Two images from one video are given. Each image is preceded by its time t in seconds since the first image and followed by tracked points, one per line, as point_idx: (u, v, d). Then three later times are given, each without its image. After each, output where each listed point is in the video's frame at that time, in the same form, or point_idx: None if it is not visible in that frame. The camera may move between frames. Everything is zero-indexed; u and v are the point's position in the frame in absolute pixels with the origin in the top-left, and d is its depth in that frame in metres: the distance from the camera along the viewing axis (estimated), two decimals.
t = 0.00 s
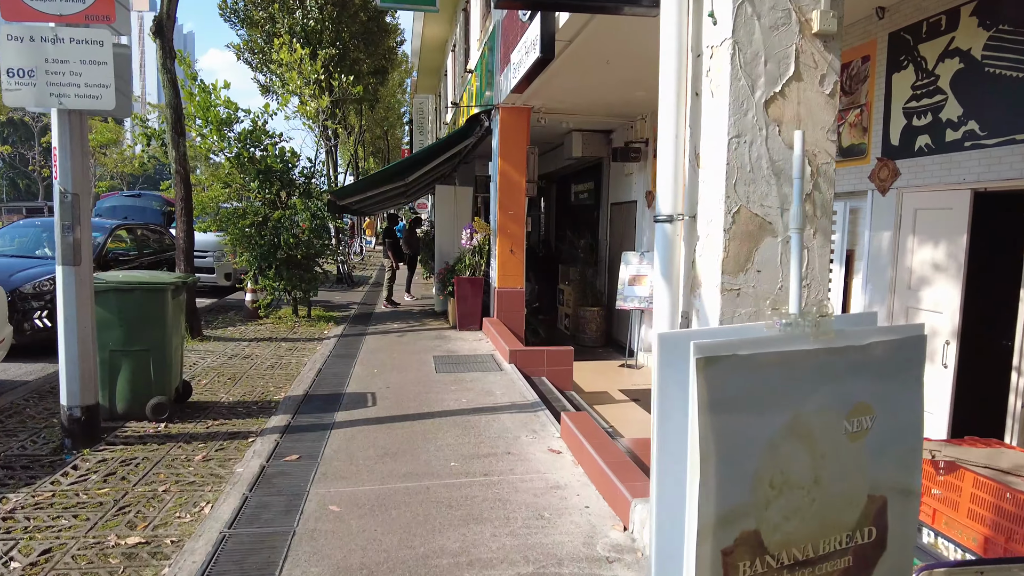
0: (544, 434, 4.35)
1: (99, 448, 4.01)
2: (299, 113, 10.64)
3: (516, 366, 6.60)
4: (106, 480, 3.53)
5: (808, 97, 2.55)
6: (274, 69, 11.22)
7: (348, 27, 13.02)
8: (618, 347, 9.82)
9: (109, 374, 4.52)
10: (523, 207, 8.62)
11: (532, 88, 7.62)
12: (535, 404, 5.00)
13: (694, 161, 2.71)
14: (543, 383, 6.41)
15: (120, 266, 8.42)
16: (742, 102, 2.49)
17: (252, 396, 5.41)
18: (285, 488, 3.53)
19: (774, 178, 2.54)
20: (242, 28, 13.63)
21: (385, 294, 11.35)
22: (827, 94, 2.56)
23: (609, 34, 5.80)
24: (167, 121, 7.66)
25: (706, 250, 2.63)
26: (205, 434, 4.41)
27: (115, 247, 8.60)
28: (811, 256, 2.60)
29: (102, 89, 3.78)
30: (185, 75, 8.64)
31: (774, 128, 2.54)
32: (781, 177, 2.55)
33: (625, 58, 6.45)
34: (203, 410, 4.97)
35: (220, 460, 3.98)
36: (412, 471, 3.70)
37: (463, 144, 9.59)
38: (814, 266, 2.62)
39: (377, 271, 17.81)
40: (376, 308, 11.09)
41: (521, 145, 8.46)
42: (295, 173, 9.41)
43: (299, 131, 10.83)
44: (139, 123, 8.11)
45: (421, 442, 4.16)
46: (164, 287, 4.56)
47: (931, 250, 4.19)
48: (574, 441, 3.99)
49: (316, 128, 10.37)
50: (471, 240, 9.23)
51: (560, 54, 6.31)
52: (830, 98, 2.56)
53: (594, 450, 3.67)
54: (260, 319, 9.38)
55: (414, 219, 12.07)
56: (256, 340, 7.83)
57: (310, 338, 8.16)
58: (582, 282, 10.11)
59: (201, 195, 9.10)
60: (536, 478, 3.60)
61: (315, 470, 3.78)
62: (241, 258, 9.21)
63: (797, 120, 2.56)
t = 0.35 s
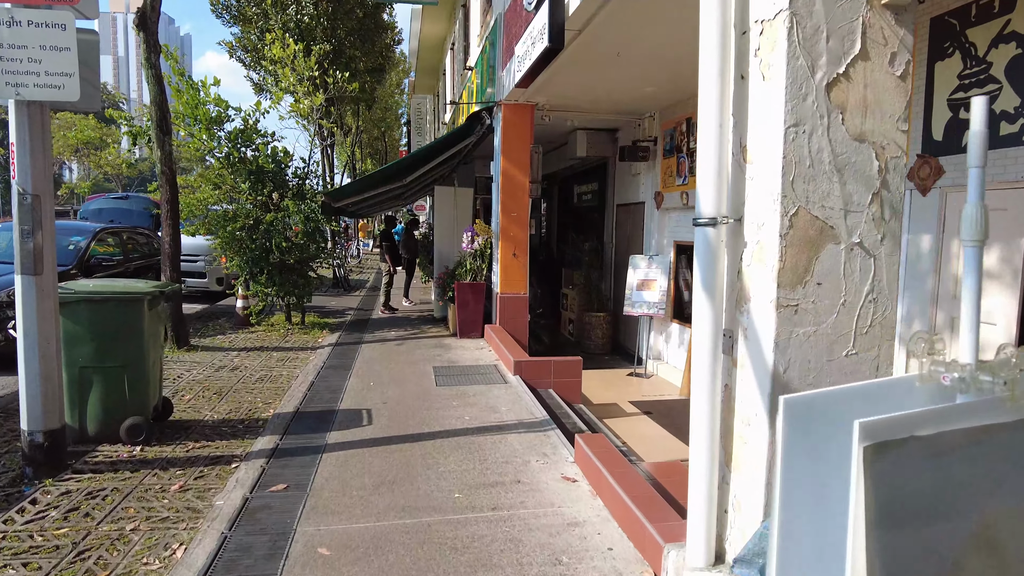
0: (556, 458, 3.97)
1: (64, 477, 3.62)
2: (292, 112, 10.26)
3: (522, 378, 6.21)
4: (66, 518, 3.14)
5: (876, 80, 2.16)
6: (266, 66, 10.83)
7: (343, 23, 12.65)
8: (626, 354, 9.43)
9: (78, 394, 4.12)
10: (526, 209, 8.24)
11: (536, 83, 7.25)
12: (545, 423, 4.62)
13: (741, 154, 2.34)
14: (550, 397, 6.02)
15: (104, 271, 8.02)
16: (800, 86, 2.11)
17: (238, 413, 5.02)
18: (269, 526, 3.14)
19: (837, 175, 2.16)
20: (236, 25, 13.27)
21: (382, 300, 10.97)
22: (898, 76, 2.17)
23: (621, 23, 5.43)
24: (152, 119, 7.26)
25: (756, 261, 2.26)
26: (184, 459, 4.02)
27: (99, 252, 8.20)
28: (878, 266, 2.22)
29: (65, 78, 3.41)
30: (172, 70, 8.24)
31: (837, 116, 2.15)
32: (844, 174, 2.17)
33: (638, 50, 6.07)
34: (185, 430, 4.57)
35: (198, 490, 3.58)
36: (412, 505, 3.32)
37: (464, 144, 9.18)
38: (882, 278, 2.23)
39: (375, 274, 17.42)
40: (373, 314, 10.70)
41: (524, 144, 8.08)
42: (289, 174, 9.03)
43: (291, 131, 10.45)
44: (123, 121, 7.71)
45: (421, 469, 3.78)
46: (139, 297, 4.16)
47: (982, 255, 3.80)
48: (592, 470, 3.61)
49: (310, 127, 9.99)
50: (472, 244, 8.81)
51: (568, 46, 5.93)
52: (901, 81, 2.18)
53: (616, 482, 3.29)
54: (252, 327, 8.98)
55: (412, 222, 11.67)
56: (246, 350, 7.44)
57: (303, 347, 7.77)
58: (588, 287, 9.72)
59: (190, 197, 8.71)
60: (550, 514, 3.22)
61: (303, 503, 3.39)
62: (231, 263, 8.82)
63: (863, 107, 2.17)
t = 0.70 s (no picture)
0: (574, 484, 3.62)
1: (26, 507, 3.24)
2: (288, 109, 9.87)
3: (530, 389, 5.85)
4: (24, 558, 2.76)
5: (976, 49, 1.81)
6: (261, 62, 10.44)
7: (342, 19, 12.30)
8: (635, 361, 9.06)
9: (47, 411, 3.74)
10: (532, 209, 7.88)
11: (543, 76, 6.91)
12: (559, 442, 4.25)
13: (810, 141, 1.98)
14: (560, 409, 5.66)
15: (89, 275, 7.65)
16: (887, 56, 1.75)
17: (227, 429, 4.65)
18: (255, 566, 2.77)
19: (928, 164, 1.80)
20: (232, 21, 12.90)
21: (381, 304, 10.61)
22: (1001, 44, 1.82)
23: (639, 9, 5.08)
24: (138, 114, 6.87)
25: (830, 267, 1.90)
26: (164, 483, 3.65)
27: (84, 254, 7.82)
28: (977, 272, 1.85)
29: (25, 60, 3.08)
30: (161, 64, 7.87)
31: (930, 91, 1.79)
32: (936, 162, 1.82)
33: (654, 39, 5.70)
34: (167, 450, 4.19)
35: (178, 520, 3.22)
36: (416, 541, 2.96)
37: (467, 142, 8.78)
38: (979, 285, 1.87)
39: (374, 277, 17.04)
40: (372, 318, 10.34)
41: (530, 142, 7.73)
42: (284, 173, 8.66)
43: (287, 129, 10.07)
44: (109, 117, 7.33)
45: (426, 497, 3.42)
46: (115, 305, 3.78)
47: None
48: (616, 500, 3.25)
49: (307, 125, 9.61)
50: (475, 246, 8.42)
51: (581, 33, 5.56)
52: (1006, 50, 1.83)
53: (646, 517, 2.92)
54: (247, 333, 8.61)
55: (412, 223, 11.30)
56: (238, 358, 7.07)
57: (299, 355, 7.40)
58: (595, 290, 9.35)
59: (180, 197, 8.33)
60: (572, 551, 2.86)
61: (295, 537, 3.02)
62: (223, 266, 8.44)
63: (961, 80, 1.81)
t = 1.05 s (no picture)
0: (592, 520, 3.26)
1: None
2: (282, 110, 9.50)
3: (537, 406, 5.49)
4: None
5: None
6: (253, 62, 10.07)
7: (338, 18, 11.97)
8: (643, 373, 8.69)
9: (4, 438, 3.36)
10: (537, 213, 7.52)
11: (550, 73, 6.57)
12: (573, 470, 3.89)
13: (895, 130, 1.65)
14: (569, 428, 5.30)
15: (70, 283, 7.27)
16: (1012, 21, 1.44)
17: (209, 453, 4.28)
18: None
19: None
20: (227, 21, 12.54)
21: (378, 312, 10.24)
22: None
23: None
24: (121, 113, 6.49)
25: (928, 282, 1.55)
26: (134, 519, 3.27)
27: (66, 262, 7.45)
28: None
29: None
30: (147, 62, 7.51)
31: None
32: None
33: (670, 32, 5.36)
34: (141, 478, 3.80)
35: (145, 565, 2.85)
36: None
37: (466, 144, 8.40)
38: None
39: (371, 283, 16.66)
40: (369, 327, 9.97)
41: (534, 143, 7.39)
42: (277, 177, 8.29)
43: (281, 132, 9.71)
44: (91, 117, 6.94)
45: (427, 537, 3.05)
46: (82, 319, 3.41)
47: None
48: (642, 542, 2.89)
49: (302, 126, 9.24)
50: (476, 252, 8.01)
51: (594, 23, 5.21)
52: None
53: (680, 566, 2.55)
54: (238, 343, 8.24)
55: (410, 228, 10.92)
56: (227, 370, 6.70)
57: (292, 367, 7.04)
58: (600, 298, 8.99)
59: (168, 202, 7.96)
60: None
61: None
62: (213, 273, 8.08)
63: None
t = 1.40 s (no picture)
0: (606, 558, 2.88)
1: None
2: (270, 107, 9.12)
3: (539, 420, 5.12)
4: None
5: None
6: (240, 58, 9.68)
7: (328, 13, 11.58)
8: (647, 379, 8.34)
9: None
10: (537, 213, 7.15)
11: (550, 65, 6.19)
12: (582, 497, 3.51)
13: (1018, 97, 1.60)
14: (574, 443, 4.93)
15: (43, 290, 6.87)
16: None
17: (181, 477, 3.89)
18: None
19: None
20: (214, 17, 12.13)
21: (371, 317, 9.86)
22: None
23: None
24: (94, 108, 6.05)
25: None
26: (87, 561, 2.88)
27: (38, 266, 7.04)
28: None
29: None
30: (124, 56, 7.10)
31: None
32: None
33: (681, 18, 4.98)
34: (101, 508, 3.40)
35: None
36: None
37: (461, 141, 8.01)
38: None
39: (365, 287, 16.25)
40: (361, 333, 9.58)
41: (534, 140, 7.03)
42: (264, 176, 7.92)
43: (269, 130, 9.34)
44: (63, 113, 6.52)
45: None
46: (28, 333, 3.02)
47: None
48: None
49: (290, 124, 8.86)
50: (473, 255, 7.62)
51: (599, 8, 4.84)
52: None
53: None
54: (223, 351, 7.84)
55: (405, 230, 10.54)
56: (209, 382, 6.31)
57: (278, 378, 6.65)
58: (602, 302, 8.63)
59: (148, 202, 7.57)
60: None
61: None
62: (196, 278, 7.69)
63: None
